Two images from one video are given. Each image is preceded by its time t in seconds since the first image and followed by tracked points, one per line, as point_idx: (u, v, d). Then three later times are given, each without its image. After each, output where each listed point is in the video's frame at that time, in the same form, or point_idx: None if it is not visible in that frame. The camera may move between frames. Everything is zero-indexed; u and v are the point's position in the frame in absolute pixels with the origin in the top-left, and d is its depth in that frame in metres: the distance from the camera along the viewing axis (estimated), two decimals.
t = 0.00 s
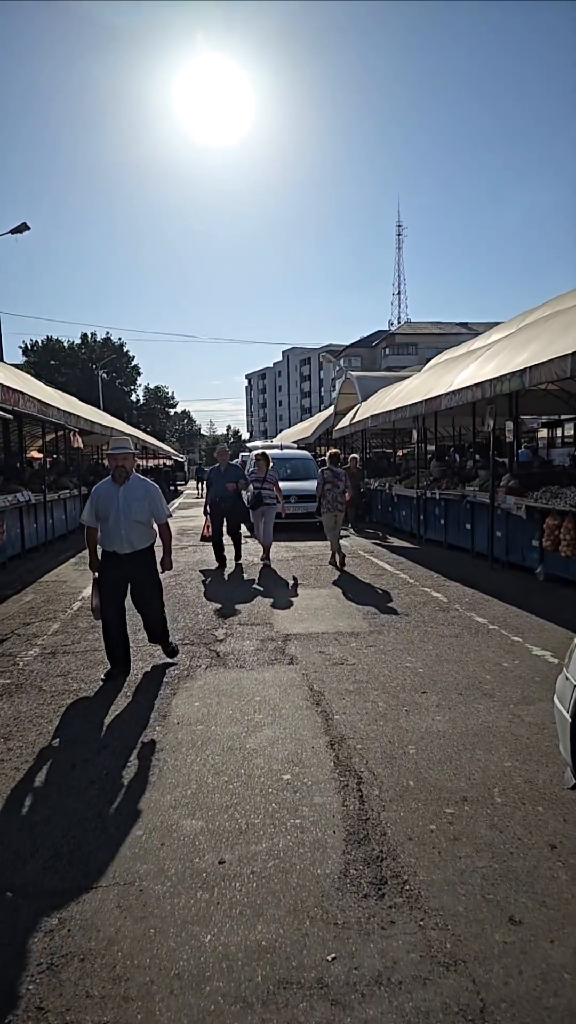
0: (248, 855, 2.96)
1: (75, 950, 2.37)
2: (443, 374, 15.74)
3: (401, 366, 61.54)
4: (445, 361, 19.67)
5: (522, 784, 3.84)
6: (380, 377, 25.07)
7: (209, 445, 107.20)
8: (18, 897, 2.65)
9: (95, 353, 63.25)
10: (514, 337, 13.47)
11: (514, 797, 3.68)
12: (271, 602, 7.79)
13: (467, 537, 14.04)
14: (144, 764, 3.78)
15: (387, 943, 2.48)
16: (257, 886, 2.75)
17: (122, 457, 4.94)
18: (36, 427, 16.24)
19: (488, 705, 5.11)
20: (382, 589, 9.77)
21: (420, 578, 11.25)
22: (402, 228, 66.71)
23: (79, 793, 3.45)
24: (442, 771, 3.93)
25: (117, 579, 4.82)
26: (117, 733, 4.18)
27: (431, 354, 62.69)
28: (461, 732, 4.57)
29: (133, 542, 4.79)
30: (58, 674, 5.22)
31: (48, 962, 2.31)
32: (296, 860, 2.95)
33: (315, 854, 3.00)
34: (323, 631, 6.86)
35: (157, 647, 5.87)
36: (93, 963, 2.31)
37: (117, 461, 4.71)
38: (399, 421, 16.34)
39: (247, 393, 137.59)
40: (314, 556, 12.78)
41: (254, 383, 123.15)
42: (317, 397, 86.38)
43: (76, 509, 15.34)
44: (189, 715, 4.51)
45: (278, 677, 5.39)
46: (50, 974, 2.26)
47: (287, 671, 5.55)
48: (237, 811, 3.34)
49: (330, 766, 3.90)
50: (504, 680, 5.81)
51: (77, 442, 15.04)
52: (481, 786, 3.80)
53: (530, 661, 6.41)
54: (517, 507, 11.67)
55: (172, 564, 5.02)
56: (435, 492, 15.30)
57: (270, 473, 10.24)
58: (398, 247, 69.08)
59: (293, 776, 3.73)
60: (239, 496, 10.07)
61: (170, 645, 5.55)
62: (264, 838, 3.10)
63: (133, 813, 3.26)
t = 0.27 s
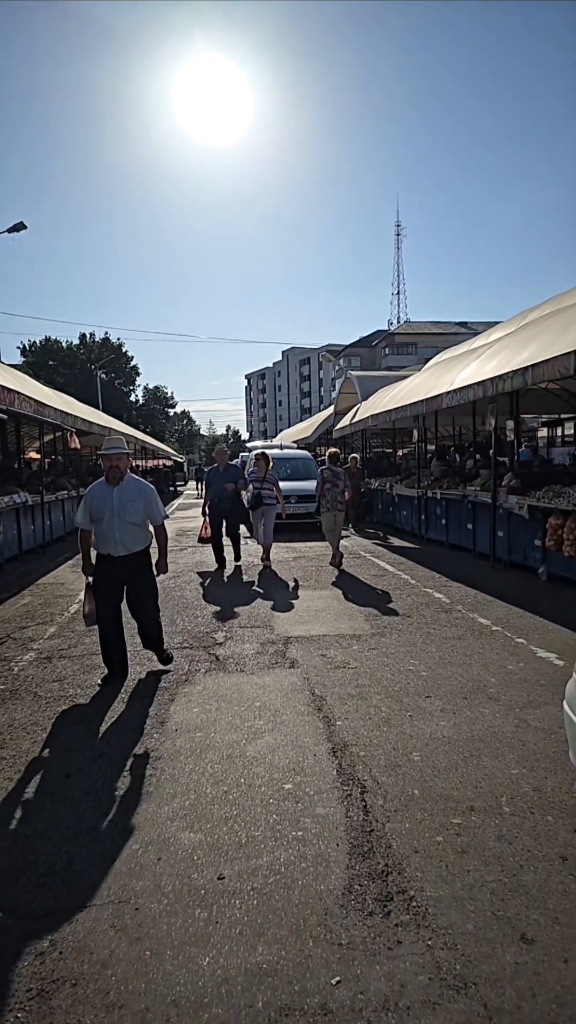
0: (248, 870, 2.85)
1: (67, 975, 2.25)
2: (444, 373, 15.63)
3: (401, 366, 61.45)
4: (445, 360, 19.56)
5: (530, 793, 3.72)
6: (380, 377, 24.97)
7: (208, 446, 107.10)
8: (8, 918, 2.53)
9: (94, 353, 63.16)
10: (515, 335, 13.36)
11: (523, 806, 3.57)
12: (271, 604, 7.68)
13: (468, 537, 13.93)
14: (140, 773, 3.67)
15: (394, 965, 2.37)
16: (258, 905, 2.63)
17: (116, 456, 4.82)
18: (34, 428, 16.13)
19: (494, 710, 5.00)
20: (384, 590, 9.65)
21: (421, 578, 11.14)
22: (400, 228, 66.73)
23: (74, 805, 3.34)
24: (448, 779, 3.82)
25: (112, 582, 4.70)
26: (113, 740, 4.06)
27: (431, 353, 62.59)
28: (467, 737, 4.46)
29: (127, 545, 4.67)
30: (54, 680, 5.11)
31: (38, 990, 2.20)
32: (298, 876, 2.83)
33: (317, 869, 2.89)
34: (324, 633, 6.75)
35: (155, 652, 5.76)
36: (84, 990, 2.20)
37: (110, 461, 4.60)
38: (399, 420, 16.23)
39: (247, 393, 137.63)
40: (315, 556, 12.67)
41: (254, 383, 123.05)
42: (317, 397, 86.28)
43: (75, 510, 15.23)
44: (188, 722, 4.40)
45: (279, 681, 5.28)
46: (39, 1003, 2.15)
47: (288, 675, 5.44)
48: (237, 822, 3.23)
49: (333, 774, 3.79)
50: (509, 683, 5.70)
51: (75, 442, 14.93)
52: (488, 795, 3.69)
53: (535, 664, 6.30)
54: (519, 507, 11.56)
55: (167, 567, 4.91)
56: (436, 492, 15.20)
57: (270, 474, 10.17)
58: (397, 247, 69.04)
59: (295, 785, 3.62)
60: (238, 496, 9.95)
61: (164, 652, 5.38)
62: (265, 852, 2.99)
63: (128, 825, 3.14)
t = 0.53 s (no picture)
0: (248, 886, 2.74)
1: (56, 1001, 2.15)
2: (444, 372, 15.52)
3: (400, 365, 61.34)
4: (445, 358, 19.44)
5: (539, 802, 3.61)
6: (380, 376, 24.87)
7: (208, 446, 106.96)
8: None
9: (93, 353, 63.02)
10: (517, 333, 13.25)
11: (532, 816, 3.45)
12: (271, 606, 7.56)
13: (469, 537, 13.82)
14: (136, 783, 3.55)
15: (401, 989, 2.26)
16: (258, 924, 2.52)
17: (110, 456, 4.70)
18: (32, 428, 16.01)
19: (499, 714, 4.89)
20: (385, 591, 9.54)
21: (423, 578, 11.03)
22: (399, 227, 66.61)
23: (67, 817, 3.23)
24: (454, 788, 3.71)
25: (107, 585, 4.59)
26: (109, 748, 3.95)
27: (430, 353, 62.46)
28: (472, 743, 4.34)
29: (121, 547, 4.56)
30: (49, 685, 5.00)
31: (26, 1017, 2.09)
32: (300, 892, 2.72)
33: (320, 885, 2.78)
34: (326, 635, 6.63)
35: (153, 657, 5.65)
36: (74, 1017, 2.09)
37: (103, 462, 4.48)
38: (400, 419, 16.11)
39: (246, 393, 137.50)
40: (315, 557, 12.55)
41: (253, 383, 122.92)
42: (316, 397, 86.17)
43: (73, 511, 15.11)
44: (186, 728, 4.29)
45: (279, 686, 5.16)
46: None
47: (289, 680, 5.32)
48: (237, 835, 3.12)
49: (335, 784, 3.68)
50: (514, 687, 5.58)
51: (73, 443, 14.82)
52: (495, 804, 3.58)
53: (540, 666, 6.19)
54: (521, 506, 11.45)
55: (161, 569, 4.80)
56: (437, 491, 15.09)
57: (269, 474, 10.06)
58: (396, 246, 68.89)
59: (296, 796, 3.51)
60: (237, 496, 9.83)
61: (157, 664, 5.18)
62: (265, 867, 2.87)
63: (123, 839, 3.03)
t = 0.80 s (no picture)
0: (249, 906, 2.63)
1: None
2: (445, 370, 15.40)
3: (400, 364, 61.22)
4: (446, 357, 19.32)
5: (549, 812, 3.49)
6: (380, 376, 24.74)
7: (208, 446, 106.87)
8: None
9: (92, 354, 62.92)
10: (519, 331, 13.12)
11: (541, 828, 3.33)
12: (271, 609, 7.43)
13: (471, 537, 13.70)
14: (131, 795, 3.44)
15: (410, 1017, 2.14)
16: (259, 946, 2.41)
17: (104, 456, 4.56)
18: (30, 429, 15.90)
19: (506, 720, 4.77)
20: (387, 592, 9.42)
21: (425, 579, 10.90)
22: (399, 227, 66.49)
23: (60, 831, 3.12)
24: (461, 798, 3.59)
25: (102, 589, 4.48)
26: (105, 758, 3.84)
27: (430, 352, 62.33)
28: (479, 750, 4.22)
29: (116, 551, 4.45)
30: (45, 691, 4.88)
31: None
32: (303, 912, 2.61)
33: (324, 904, 2.66)
34: (327, 638, 6.51)
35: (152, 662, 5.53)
36: None
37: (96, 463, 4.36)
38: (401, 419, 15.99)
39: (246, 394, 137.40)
40: (316, 557, 12.43)
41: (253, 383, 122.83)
42: (316, 397, 86.06)
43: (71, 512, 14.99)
44: (184, 736, 4.18)
45: (280, 691, 5.04)
46: None
47: (290, 685, 5.19)
48: (237, 850, 3.01)
49: (338, 794, 3.56)
50: (521, 691, 5.45)
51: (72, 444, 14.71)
52: (504, 815, 3.46)
53: (547, 669, 6.05)
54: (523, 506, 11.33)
55: (157, 572, 4.68)
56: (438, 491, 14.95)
57: (269, 474, 9.95)
58: (395, 246, 68.78)
59: (298, 809, 3.39)
60: (237, 497, 9.71)
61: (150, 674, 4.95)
62: (266, 884, 2.76)
63: (118, 856, 2.91)
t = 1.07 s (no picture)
0: (248, 930, 2.49)
1: None
2: (445, 369, 15.26)
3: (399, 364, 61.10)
4: (446, 356, 19.18)
5: (560, 825, 3.36)
6: (380, 375, 24.59)
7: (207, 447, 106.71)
8: None
9: (90, 354, 62.76)
10: (519, 328, 12.98)
11: (553, 842, 3.20)
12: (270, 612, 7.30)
13: (472, 537, 13.57)
14: (125, 809, 3.31)
15: None
16: (260, 975, 2.27)
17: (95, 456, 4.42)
18: (26, 431, 15.74)
19: (512, 726, 4.63)
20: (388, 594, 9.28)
21: (426, 580, 10.77)
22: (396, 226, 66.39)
23: (50, 850, 2.98)
24: (468, 810, 3.46)
25: (95, 594, 4.37)
26: (99, 770, 3.70)
27: (429, 351, 62.21)
28: (485, 759, 4.08)
29: (108, 555, 4.31)
30: (38, 700, 4.74)
31: None
32: (305, 937, 2.47)
33: (327, 927, 2.53)
34: (328, 642, 6.37)
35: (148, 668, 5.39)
36: None
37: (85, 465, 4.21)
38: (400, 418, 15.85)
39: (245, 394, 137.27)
40: (316, 558, 12.29)
41: (251, 384, 122.68)
42: (315, 397, 85.93)
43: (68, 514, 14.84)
44: (181, 746, 4.04)
45: (280, 697, 4.90)
46: None
47: (290, 691, 5.05)
48: (235, 870, 2.87)
49: (341, 807, 3.43)
50: (526, 695, 5.31)
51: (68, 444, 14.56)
52: (513, 828, 3.33)
53: (552, 672, 5.92)
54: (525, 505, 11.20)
55: (150, 576, 4.53)
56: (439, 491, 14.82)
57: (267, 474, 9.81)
58: (393, 245, 68.67)
59: (300, 823, 3.26)
60: (234, 497, 9.56)
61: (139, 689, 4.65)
62: (266, 906, 2.62)
63: (111, 876, 2.78)
